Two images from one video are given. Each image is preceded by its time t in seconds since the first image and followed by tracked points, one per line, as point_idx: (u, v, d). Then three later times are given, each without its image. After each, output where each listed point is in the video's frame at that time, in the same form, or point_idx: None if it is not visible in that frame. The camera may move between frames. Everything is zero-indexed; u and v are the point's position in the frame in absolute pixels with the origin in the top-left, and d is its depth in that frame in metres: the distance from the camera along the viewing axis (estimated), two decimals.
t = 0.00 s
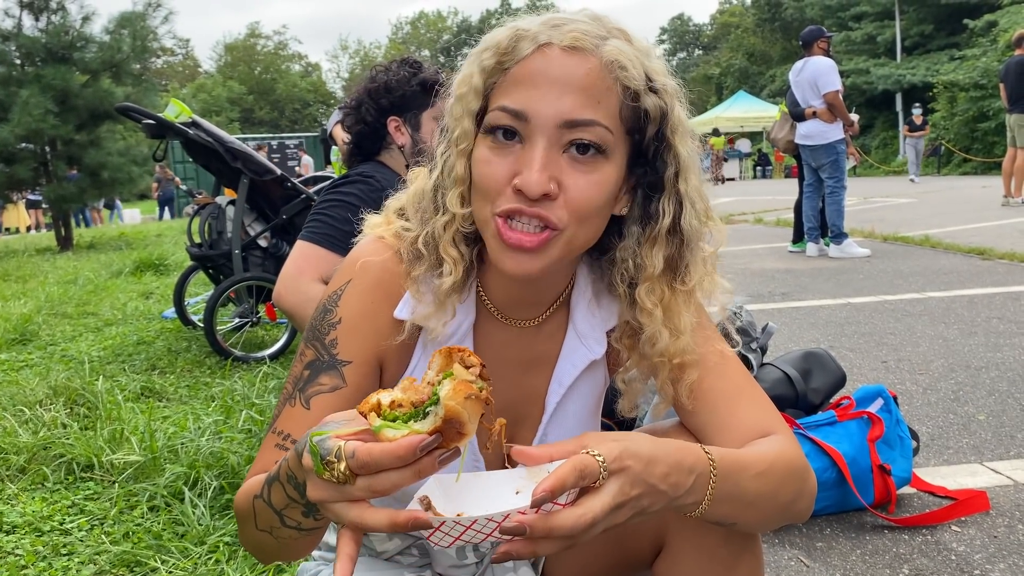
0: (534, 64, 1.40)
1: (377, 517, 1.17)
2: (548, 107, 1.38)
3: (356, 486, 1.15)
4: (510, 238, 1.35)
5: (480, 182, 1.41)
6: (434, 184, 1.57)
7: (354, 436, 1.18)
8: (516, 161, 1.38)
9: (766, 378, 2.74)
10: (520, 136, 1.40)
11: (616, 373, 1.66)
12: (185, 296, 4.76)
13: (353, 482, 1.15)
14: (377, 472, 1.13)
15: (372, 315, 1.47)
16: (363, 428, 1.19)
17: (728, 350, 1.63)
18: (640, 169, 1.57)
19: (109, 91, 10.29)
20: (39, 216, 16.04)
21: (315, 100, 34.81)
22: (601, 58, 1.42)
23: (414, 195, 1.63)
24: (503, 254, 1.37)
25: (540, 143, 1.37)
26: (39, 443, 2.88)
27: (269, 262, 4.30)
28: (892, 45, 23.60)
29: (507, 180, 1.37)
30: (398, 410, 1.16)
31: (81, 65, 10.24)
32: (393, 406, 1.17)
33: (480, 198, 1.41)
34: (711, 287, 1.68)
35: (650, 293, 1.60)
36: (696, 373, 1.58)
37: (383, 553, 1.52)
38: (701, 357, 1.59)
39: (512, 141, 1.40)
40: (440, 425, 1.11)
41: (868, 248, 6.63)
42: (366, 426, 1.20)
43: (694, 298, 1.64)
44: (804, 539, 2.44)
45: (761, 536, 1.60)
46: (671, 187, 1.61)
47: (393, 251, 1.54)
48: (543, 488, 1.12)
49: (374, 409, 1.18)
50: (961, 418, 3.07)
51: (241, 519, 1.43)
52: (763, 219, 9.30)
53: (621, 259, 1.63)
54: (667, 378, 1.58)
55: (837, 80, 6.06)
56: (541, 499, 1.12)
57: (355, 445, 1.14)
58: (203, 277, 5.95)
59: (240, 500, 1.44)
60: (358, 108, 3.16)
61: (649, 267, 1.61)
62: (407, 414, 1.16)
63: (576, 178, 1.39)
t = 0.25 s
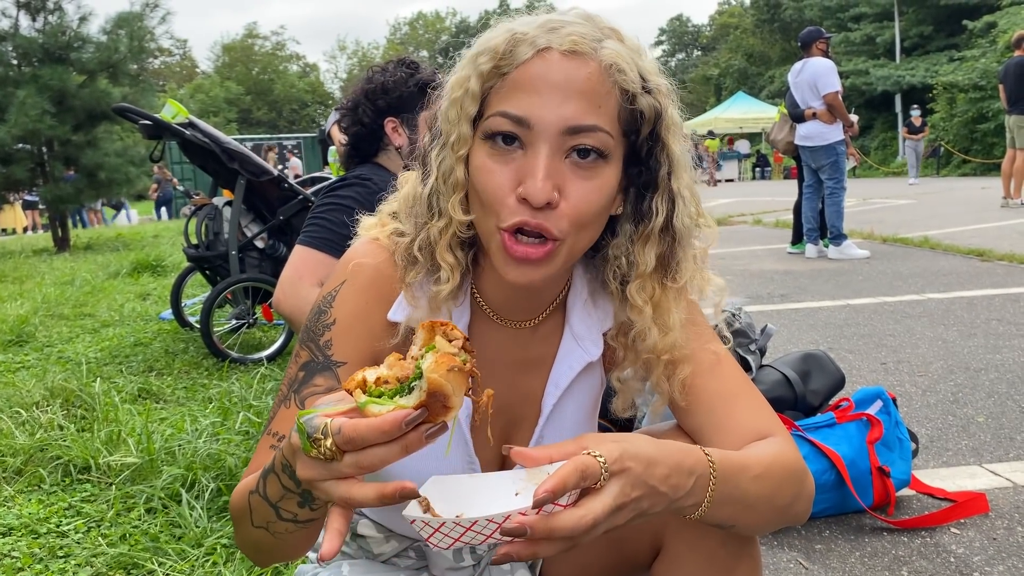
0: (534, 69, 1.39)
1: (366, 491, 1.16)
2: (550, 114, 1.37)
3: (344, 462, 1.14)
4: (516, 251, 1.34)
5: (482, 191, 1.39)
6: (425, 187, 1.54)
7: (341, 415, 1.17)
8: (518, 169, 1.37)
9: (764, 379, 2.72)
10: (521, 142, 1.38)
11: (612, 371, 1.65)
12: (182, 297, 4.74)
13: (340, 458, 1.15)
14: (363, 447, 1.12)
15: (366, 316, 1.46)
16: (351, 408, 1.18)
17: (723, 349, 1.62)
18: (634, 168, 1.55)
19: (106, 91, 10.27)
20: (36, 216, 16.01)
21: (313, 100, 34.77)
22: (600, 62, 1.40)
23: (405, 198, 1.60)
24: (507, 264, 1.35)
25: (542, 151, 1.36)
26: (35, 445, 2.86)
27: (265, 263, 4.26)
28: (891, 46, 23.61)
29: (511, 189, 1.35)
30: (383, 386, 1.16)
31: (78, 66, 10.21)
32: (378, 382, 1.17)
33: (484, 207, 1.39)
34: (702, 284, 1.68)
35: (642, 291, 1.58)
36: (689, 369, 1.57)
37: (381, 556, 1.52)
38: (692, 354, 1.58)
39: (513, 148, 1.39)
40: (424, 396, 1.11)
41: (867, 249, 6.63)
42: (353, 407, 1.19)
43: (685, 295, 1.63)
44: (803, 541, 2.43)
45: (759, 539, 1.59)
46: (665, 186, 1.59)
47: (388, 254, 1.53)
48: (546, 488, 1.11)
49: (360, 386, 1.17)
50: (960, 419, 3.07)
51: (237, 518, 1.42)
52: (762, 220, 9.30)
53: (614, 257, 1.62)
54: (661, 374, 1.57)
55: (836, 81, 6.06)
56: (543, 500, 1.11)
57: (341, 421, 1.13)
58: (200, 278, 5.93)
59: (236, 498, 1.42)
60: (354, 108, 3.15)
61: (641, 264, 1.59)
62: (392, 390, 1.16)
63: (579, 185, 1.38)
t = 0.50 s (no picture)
0: (515, 78, 1.38)
1: (363, 510, 1.15)
2: (529, 125, 1.35)
3: (337, 483, 1.14)
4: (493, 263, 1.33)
5: (462, 202, 1.38)
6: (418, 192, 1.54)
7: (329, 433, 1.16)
8: (497, 181, 1.36)
9: (764, 381, 2.71)
10: (501, 153, 1.37)
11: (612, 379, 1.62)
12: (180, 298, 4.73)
13: (333, 479, 1.14)
14: (354, 466, 1.11)
15: (363, 319, 1.45)
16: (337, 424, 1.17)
17: (724, 354, 1.60)
18: (630, 180, 1.52)
19: (103, 91, 10.26)
20: (33, 217, 15.98)
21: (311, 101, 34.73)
22: (584, 71, 1.38)
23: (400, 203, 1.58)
24: (489, 276, 1.35)
25: (521, 163, 1.34)
26: (32, 446, 2.84)
27: (264, 264, 4.26)
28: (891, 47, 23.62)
29: (489, 201, 1.34)
30: (370, 402, 1.15)
31: (75, 65, 10.19)
32: (364, 398, 1.16)
33: (465, 220, 1.38)
34: (703, 296, 1.64)
35: (638, 306, 1.55)
36: (690, 385, 1.54)
37: (379, 557, 1.51)
38: (693, 370, 1.54)
39: (495, 159, 1.38)
40: (411, 411, 1.09)
41: (866, 250, 6.63)
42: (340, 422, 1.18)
43: (686, 311, 1.59)
44: (802, 543, 2.43)
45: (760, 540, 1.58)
46: (661, 198, 1.56)
47: (383, 256, 1.52)
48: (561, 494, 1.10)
49: (345, 402, 1.16)
50: (959, 421, 3.09)
51: (233, 525, 1.41)
52: (761, 221, 9.30)
53: (612, 271, 1.58)
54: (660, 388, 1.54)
55: (836, 82, 6.06)
56: (558, 506, 1.10)
57: (330, 442, 1.12)
58: (198, 279, 5.92)
59: (231, 504, 1.41)
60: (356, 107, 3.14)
61: (637, 278, 1.56)
62: (378, 405, 1.14)
63: (559, 196, 1.36)
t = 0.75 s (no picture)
0: (511, 87, 1.35)
1: (367, 564, 1.21)
2: (527, 135, 1.33)
3: (343, 537, 1.17)
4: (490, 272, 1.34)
5: (459, 212, 1.37)
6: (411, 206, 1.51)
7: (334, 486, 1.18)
8: (495, 192, 1.34)
9: (764, 382, 2.71)
10: (499, 164, 1.35)
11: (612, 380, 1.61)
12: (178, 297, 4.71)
13: (339, 533, 1.17)
14: (362, 524, 1.15)
15: (359, 326, 1.44)
16: (342, 477, 1.19)
17: (724, 357, 1.59)
18: (628, 182, 1.49)
19: (102, 89, 10.25)
20: (31, 215, 15.96)
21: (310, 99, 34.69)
22: (580, 78, 1.36)
23: (396, 213, 1.57)
24: (484, 285, 1.35)
25: (518, 174, 1.33)
26: (29, 445, 2.82)
27: (262, 263, 4.25)
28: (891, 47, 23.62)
29: (487, 212, 1.33)
30: (377, 457, 1.16)
31: (73, 63, 10.17)
32: (372, 453, 1.16)
33: (462, 229, 1.37)
34: (706, 296, 1.63)
35: (647, 308, 1.53)
36: (694, 381, 1.53)
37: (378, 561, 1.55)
38: (696, 366, 1.54)
39: (491, 169, 1.36)
40: (421, 475, 1.12)
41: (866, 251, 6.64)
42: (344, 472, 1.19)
43: (688, 309, 1.59)
44: (802, 545, 2.42)
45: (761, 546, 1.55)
46: (662, 200, 1.52)
47: (380, 261, 1.51)
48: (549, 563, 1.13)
49: (354, 457, 1.17)
50: (960, 423, 3.15)
51: (233, 536, 1.40)
52: (760, 221, 9.31)
53: (614, 273, 1.55)
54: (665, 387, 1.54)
55: (836, 83, 6.06)
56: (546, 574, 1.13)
57: (337, 500, 1.15)
58: (196, 278, 5.90)
59: (231, 517, 1.41)
60: (350, 108, 3.12)
61: (645, 282, 1.53)
62: (386, 460, 1.15)
63: (558, 208, 1.35)
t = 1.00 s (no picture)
0: (509, 92, 1.33)
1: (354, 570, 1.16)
2: (525, 143, 1.32)
3: (332, 541, 1.16)
4: (493, 281, 1.33)
5: (457, 222, 1.36)
6: (407, 210, 1.49)
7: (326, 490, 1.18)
8: (493, 200, 1.33)
9: (765, 382, 2.71)
10: (496, 171, 1.34)
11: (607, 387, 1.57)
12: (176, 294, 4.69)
13: (328, 537, 1.16)
14: (352, 530, 1.14)
15: (356, 328, 1.43)
16: (335, 481, 1.18)
17: (722, 358, 1.55)
18: (627, 186, 1.47)
19: (100, 84, 10.20)
20: (29, 211, 15.88)
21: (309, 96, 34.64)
22: (579, 82, 1.34)
23: (391, 219, 1.56)
24: (487, 294, 1.34)
25: (517, 182, 1.31)
26: (26, 442, 2.80)
27: (262, 260, 4.24)
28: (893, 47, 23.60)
29: (485, 220, 1.32)
30: (369, 462, 1.14)
31: (72, 58, 10.13)
32: (365, 456, 1.15)
33: (460, 239, 1.36)
34: (701, 304, 1.57)
35: (630, 315, 1.50)
36: (687, 393, 1.50)
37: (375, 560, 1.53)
38: (688, 380, 1.50)
39: (488, 177, 1.34)
40: (413, 480, 1.11)
41: (866, 251, 6.64)
42: (338, 477, 1.19)
43: (684, 316, 1.54)
44: (802, 546, 2.41)
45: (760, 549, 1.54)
46: (658, 205, 1.50)
47: (377, 264, 1.49)
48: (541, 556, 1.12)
49: (346, 461, 1.16)
50: (961, 424, 3.16)
51: (226, 541, 1.39)
52: (761, 220, 9.30)
53: (607, 278, 1.52)
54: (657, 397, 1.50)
55: (838, 82, 6.05)
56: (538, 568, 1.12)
57: (328, 504, 1.14)
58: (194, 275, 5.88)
59: (223, 521, 1.40)
60: (346, 106, 3.11)
61: (631, 288, 1.50)
62: (378, 466, 1.14)
63: (558, 215, 1.33)
